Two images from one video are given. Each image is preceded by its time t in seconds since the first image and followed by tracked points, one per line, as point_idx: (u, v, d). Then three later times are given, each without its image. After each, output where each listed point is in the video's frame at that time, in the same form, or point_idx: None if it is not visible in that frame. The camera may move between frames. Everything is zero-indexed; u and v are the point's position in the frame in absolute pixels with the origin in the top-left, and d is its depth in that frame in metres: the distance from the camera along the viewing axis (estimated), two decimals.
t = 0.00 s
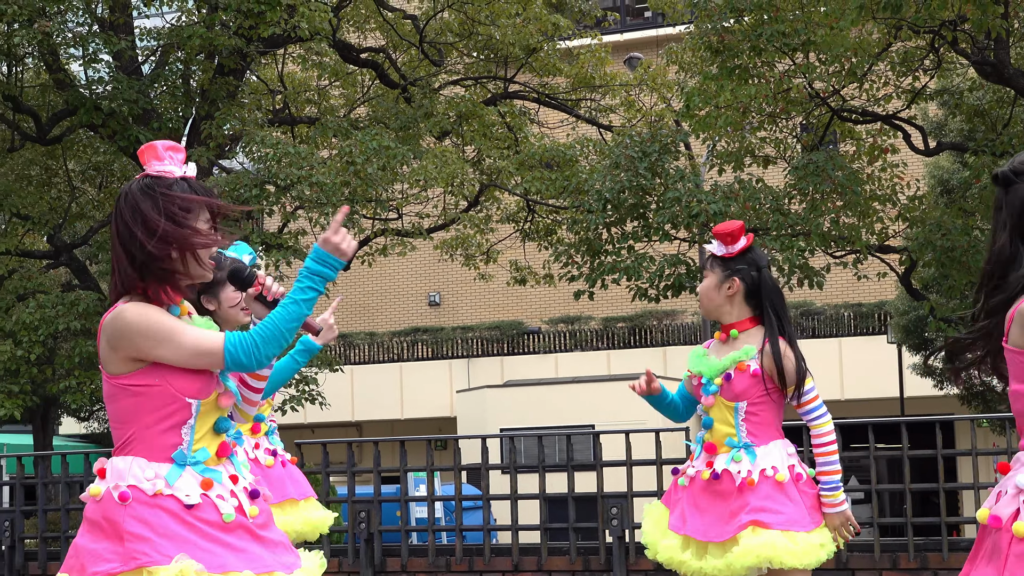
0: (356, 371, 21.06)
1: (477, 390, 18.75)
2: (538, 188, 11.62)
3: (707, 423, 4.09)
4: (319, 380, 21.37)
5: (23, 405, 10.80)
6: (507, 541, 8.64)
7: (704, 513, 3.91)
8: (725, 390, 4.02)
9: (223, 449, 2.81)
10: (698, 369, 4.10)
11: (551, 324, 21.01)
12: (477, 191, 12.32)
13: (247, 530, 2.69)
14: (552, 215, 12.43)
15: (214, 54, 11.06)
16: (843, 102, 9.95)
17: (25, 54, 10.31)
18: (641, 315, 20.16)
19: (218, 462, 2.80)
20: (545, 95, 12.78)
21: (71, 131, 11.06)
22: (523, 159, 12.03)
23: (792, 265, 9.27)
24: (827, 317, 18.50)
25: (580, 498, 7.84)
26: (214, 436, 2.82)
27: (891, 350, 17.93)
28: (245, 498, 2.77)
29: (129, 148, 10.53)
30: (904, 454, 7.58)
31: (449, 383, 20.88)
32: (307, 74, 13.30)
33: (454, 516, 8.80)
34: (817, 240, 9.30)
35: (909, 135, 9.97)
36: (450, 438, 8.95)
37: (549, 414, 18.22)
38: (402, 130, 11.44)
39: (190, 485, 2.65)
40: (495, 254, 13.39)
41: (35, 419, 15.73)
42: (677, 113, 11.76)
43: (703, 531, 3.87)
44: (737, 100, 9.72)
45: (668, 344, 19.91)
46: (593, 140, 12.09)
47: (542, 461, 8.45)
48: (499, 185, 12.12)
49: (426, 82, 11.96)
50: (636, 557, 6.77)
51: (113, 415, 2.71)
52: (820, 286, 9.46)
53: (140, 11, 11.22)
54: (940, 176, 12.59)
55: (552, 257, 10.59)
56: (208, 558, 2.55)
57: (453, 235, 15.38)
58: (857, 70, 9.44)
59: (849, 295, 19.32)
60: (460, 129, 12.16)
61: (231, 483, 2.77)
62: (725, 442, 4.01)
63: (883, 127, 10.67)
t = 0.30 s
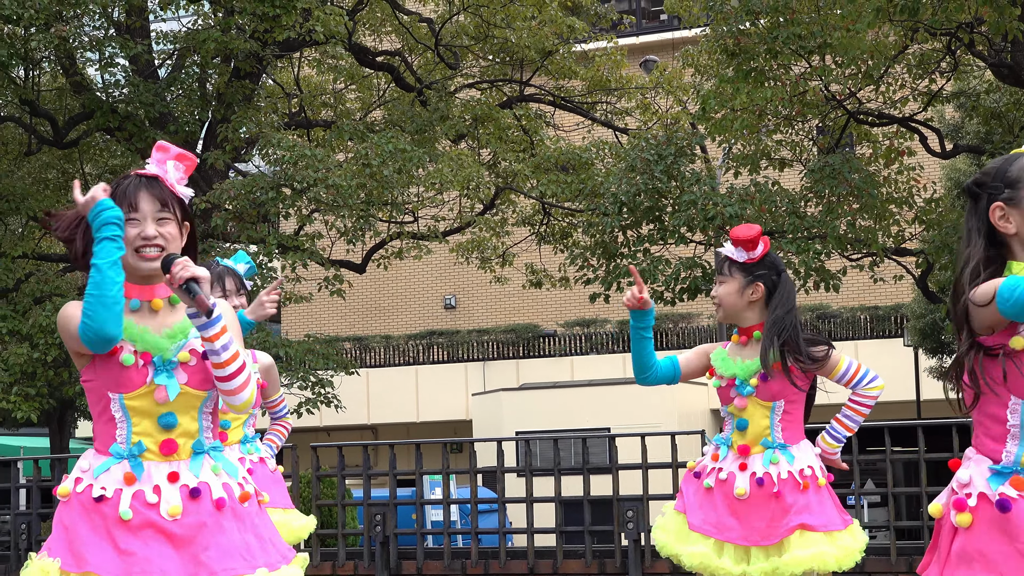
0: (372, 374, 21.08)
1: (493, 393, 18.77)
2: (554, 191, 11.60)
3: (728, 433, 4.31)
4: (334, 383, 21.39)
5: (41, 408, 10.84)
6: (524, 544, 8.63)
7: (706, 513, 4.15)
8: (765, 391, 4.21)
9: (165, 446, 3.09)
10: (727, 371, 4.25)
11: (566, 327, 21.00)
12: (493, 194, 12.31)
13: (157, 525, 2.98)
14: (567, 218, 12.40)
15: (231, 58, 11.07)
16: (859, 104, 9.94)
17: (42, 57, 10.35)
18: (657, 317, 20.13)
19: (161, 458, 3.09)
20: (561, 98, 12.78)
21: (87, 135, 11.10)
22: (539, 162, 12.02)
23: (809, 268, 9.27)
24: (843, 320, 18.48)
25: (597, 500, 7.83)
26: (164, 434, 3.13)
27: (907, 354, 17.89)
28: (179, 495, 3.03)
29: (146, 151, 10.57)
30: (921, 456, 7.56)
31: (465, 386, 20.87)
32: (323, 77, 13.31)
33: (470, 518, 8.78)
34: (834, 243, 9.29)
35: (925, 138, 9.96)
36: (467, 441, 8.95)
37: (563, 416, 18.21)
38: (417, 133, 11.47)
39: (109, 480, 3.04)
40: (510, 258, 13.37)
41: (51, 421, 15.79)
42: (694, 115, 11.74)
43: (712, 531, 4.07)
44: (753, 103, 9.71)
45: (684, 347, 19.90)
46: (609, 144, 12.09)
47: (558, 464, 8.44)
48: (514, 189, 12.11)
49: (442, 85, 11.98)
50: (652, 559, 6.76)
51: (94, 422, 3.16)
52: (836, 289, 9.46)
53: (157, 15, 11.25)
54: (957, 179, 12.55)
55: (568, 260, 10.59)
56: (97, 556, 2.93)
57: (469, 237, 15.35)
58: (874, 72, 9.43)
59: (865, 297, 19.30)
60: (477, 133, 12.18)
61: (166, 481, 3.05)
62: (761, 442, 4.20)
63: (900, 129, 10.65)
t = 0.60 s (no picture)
0: (378, 377, 21.09)
1: (499, 395, 18.78)
2: (561, 193, 11.60)
3: (765, 433, 4.52)
4: (341, 386, 21.40)
5: (49, 410, 10.86)
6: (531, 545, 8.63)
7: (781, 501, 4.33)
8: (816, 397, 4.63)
9: (119, 448, 3.00)
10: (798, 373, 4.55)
11: (573, 329, 20.99)
12: (500, 197, 12.31)
13: (88, 528, 2.91)
14: (574, 220, 12.40)
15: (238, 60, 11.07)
16: (867, 106, 9.92)
17: (49, 60, 10.36)
18: (663, 320, 20.12)
19: (118, 460, 3.00)
20: (568, 100, 12.77)
21: (94, 137, 11.11)
22: (546, 164, 12.02)
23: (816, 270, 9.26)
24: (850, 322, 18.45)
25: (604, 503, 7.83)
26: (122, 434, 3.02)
27: (914, 357, 17.86)
28: (112, 498, 2.92)
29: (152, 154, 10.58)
30: (928, 459, 7.54)
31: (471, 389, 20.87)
32: (331, 79, 13.32)
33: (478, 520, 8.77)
34: (841, 244, 9.29)
35: (933, 139, 9.93)
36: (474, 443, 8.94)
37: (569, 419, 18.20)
38: (424, 136, 11.47)
39: (75, 480, 3.04)
40: (517, 260, 13.38)
41: (58, 424, 15.82)
42: (701, 116, 11.73)
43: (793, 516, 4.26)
44: (760, 105, 9.69)
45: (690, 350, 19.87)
46: (616, 146, 12.08)
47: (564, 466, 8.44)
48: (521, 191, 12.11)
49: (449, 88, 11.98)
50: (659, 561, 6.75)
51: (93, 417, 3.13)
52: (843, 291, 9.45)
53: (164, 17, 11.27)
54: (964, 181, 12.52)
55: (575, 262, 10.59)
56: (42, 558, 2.94)
57: (475, 240, 15.33)
58: (880, 74, 9.42)
59: (872, 300, 19.28)
60: (484, 135, 12.18)
61: (109, 482, 2.96)
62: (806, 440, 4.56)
63: (907, 132, 10.64)
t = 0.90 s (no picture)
0: (381, 379, 21.10)
1: (503, 397, 18.79)
2: (565, 195, 11.61)
3: (765, 420, 4.45)
4: (344, 387, 21.39)
5: (52, 411, 10.87)
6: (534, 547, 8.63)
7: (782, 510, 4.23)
8: (816, 383, 4.57)
9: (126, 448, 3.00)
10: (798, 353, 4.50)
11: (576, 331, 20.99)
12: (503, 198, 12.31)
13: (98, 530, 2.90)
14: (577, 222, 12.40)
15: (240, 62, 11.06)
16: (870, 107, 9.91)
17: (52, 62, 10.36)
18: (666, 321, 20.10)
19: (124, 459, 3.00)
20: (570, 102, 12.78)
21: (97, 139, 11.10)
22: (549, 166, 12.02)
23: (820, 272, 9.27)
24: (853, 324, 18.45)
25: (607, 505, 7.82)
26: (126, 433, 3.02)
27: (917, 358, 17.86)
28: (120, 500, 2.92)
29: (155, 156, 10.57)
30: (931, 461, 7.54)
31: (474, 391, 20.86)
32: (333, 81, 13.32)
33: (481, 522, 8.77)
34: (844, 246, 9.30)
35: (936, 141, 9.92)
36: (476, 446, 8.94)
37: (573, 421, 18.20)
38: (427, 137, 11.47)
39: (79, 480, 3.03)
40: (520, 262, 13.38)
41: (61, 425, 15.82)
42: (703, 118, 11.74)
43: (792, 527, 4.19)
44: (763, 107, 9.69)
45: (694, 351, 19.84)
46: (618, 147, 12.07)
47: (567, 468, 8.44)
48: (524, 193, 12.10)
49: (451, 89, 11.98)
50: (662, 562, 6.75)
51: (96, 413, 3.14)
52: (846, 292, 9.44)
53: (167, 19, 11.27)
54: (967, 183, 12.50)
55: (578, 264, 10.59)
56: (50, 560, 2.93)
57: (478, 242, 15.30)
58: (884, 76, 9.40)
59: (875, 301, 19.28)
60: (486, 136, 12.19)
61: (116, 483, 2.95)
62: (806, 432, 4.50)
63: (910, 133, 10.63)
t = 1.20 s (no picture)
0: (377, 380, 21.10)
1: (499, 398, 18.78)
2: (561, 197, 11.61)
3: (751, 421, 4.46)
4: (340, 388, 21.38)
5: (48, 413, 10.84)
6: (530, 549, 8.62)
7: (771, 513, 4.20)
8: (802, 380, 4.52)
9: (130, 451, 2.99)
10: (781, 351, 4.47)
11: (572, 332, 20.98)
12: (499, 200, 12.29)
13: (102, 531, 2.90)
14: (573, 223, 12.39)
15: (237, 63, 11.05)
16: (866, 108, 9.90)
17: (49, 63, 10.35)
18: (662, 322, 20.10)
19: (128, 462, 2.99)
20: (566, 103, 12.78)
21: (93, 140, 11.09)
22: (545, 167, 12.02)
23: (815, 273, 9.26)
24: (849, 325, 18.45)
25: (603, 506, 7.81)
26: (129, 437, 3.02)
27: (913, 360, 17.87)
28: (125, 501, 2.92)
29: (152, 157, 10.57)
30: (927, 463, 7.53)
31: (470, 392, 20.85)
32: (329, 83, 13.31)
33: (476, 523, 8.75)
34: (840, 248, 9.30)
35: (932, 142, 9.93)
36: (472, 447, 8.92)
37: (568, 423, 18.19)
38: (424, 139, 11.47)
39: (82, 482, 3.03)
40: (516, 263, 13.37)
41: (57, 427, 15.81)
42: (699, 120, 11.73)
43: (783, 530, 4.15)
44: (759, 108, 9.70)
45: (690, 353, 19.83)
46: (615, 149, 12.07)
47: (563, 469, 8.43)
48: (520, 194, 12.09)
49: (448, 91, 11.99)
50: (658, 563, 6.75)
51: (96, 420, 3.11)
52: (843, 293, 9.45)
53: (163, 20, 11.25)
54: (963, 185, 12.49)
55: (574, 266, 10.58)
56: (52, 561, 2.91)
57: (474, 243, 15.29)
58: (880, 77, 9.41)
59: (871, 302, 19.28)
60: (483, 138, 12.19)
61: (121, 485, 2.95)
62: (793, 432, 4.45)
63: (906, 134, 10.64)
